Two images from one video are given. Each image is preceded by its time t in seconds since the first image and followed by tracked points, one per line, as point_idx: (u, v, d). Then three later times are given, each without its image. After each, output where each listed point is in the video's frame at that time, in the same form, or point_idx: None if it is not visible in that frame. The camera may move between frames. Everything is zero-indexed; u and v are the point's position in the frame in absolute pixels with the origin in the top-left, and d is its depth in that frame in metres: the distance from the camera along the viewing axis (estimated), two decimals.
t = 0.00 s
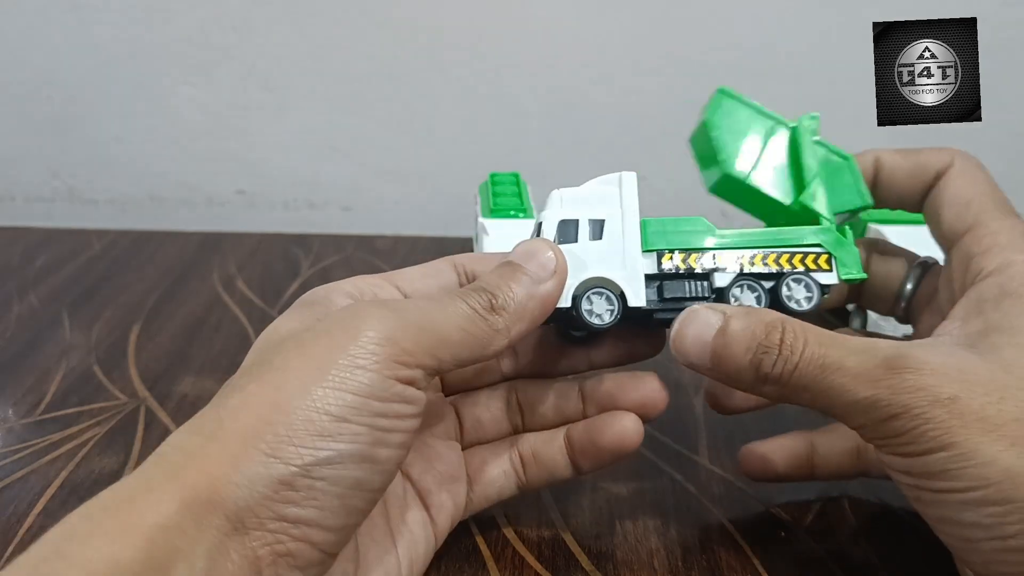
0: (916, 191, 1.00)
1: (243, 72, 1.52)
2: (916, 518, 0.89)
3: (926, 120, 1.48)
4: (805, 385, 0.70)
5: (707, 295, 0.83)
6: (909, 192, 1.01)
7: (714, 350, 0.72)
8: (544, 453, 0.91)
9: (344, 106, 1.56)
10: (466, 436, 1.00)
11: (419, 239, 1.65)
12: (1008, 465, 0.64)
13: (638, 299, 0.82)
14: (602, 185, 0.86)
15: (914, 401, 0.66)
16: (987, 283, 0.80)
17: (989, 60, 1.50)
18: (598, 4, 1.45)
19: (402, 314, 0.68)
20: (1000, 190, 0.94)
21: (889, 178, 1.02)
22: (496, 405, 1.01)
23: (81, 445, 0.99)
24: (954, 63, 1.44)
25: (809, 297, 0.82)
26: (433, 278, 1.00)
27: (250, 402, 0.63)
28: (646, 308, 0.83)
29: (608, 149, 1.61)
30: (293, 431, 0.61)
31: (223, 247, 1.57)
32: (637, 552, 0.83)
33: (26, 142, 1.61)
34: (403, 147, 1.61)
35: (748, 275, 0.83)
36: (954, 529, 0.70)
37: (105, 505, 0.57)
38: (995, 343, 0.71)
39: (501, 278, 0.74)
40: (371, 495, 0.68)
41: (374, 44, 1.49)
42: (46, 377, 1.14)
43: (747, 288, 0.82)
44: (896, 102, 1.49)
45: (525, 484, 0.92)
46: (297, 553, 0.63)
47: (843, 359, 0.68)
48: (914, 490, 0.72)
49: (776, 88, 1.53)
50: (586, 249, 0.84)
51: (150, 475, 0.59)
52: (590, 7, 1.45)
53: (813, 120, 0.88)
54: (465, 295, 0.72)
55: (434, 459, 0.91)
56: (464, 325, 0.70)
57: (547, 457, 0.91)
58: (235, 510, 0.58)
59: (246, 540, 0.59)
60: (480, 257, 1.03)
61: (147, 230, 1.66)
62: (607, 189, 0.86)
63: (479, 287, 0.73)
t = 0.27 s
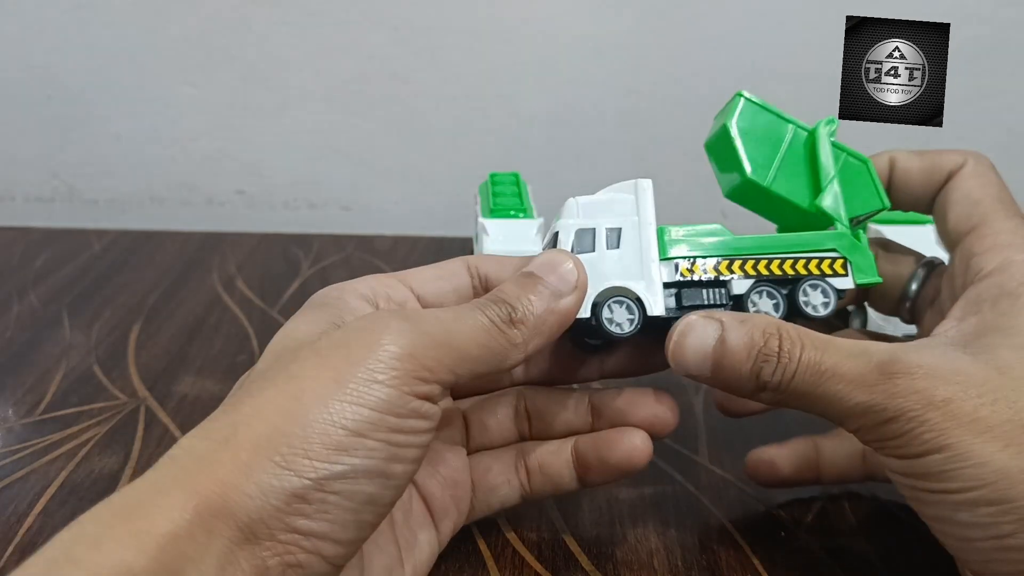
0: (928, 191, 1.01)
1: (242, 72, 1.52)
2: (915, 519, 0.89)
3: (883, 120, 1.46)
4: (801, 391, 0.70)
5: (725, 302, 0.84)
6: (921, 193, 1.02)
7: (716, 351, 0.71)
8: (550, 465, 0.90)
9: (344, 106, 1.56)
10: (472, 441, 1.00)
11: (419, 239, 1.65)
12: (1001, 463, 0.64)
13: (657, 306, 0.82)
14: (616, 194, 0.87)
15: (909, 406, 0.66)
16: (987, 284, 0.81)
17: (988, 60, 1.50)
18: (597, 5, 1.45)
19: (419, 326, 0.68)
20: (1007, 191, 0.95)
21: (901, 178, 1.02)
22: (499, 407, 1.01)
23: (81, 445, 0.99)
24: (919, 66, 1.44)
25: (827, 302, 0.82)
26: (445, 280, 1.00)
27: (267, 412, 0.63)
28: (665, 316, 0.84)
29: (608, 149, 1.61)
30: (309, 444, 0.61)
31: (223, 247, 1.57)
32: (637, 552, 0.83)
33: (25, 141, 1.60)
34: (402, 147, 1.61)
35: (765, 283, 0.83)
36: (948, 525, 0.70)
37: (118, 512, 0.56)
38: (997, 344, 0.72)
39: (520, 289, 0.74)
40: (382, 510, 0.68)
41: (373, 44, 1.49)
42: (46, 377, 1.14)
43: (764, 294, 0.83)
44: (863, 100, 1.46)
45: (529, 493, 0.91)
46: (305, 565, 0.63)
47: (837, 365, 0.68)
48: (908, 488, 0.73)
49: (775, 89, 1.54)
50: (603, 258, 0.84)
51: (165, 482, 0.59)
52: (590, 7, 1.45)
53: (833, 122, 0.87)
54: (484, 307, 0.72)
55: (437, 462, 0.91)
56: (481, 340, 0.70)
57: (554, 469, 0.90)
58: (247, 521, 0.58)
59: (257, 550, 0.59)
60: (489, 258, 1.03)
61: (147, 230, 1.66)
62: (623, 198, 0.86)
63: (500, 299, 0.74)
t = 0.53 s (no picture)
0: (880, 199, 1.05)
1: (242, 72, 1.52)
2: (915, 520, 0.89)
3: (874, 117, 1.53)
4: (800, 390, 0.70)
5: (724, 303, 0.84)
6: (873, 201, 1.06)
7: (717, 352, 0.71)
8: (550, 465, 0.91)
9: (344, 107, 1.56)
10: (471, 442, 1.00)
11: (418, 239, 1.66)
12: (1003, 467, 0.64)
13: (657, 307, 0.83)
14: (616, 193, 0.87)
15: (907, 406, 0.66)
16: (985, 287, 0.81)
17: (989, 60, 1.50)
18: (597, 6, 1.45)
19: (419, 325, 0.69)
20: (975, 193, 0.98)
21: (851, 188, 1.06)
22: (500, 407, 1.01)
23: (81, 445, 0.99)
24: (916, 66, 1.48)
25: (828, 305, 0.82)
26: (446, 279, 1.01)
27: (267, 412, 0.63)
28: (665, 316, 0.84)
29: (608, 149, 1.61)
30: (309, 443, 0.61)
31: (223, 247, 1.57)
32: (637, 552, 0.83)
33: (25, 141, 1.60)
34: (402, 147, 1.61)
35: (765, 283, 0.83)
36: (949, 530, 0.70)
37: (117, 513, 0.56)
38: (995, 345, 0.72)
39: (519, 288, 0.74)
40: (381, 509, 0.68)
41: (373, 44, 1.49)
42: (46, 377, 1.14)
43: (765, 295, 0.83)
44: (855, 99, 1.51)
45: (530, 494, 0.92)
46: (305, 565, 0.63)
47: (837, 363, 0.68)
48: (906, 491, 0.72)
49: (774, 89, 1.54)
50: (603, 258, 0.85)
51: (165, 482, 0.59)
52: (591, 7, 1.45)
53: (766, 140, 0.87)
54: (483, 306, 0.73)
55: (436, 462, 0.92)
56: (481, 340, 0.70)
57: (553, 469, 0.90)
58: (248, 521, 0.58)
59: (257, 550, 0.59)
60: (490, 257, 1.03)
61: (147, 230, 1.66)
62: (622, 197, 0.86)
63: (499, 297, 0.74)
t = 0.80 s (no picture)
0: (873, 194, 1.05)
1: (242, 72, 1.52)
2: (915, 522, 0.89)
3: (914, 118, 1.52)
4: (798, 393, 0.69)
5: (718, 306, 0.84)
6: (866, 197, 1.06)
7: (714, 361, 0.72)
8: (549, 464, 0.92)
9: (344, 107, 1.56)
10: (470, 441, 1.00)
11: (418, 239, 1.66)
12: (998, 474, 0.64)
13: (652, 308, 0.83)
14: (612, 195, 0.86)
15: (906, 408, 0.66)
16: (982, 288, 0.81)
17: (989, 60, 1.50)
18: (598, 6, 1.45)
19: (417, 325, 0.68)
20: (969, 192, 0.97)
21: (846, 184, 1.05)
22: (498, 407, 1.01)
23: (81, 445, 0.99)
24: (943, 63, 1.45)
25: (822, 312, 0.83)
26: (444, 279, 1.01)
27: (267, 412, 0.63)
28: (658, 317, 0.84)
29: (608, 149, 1.61)
30: (308, 443, 0.61)
31: (223, 247, 1.57)
32: (637, 552, 0.83)
33: (26, 142, 1.61)
34: (402, 147, 1.61)
35: (760, 287, 0.83)
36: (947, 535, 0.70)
37: (118, 512, 0.57)
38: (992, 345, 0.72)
39: (515, 288, 0.75)
40: (383, 507, 0.68)
41: (373, 44, 1.49)
42: (46, 377, 1.14)
43: (759, 299, 0.83)
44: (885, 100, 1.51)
45: (529, 494, 0.92)
46: (307, 564, 0.62)
47: (831, 366, 0.68)
48: (905, 496, 0.72)
49: (774, 89, 1.54)
50: (597, 259, 0.84)
51: (166, 482, 0.59)
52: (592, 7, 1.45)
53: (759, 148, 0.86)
54: (479, 305, 0.73)
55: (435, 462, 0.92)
56: (479, 337, 0.70)
57: (552, 468, 0.91)
58: (248, 520, 0.58)
59: (258, 549, 0.59)
60: (489, 257, 1.03)
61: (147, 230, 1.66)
62: (618, 198, 0.86)
63: (495, 297, 0.74)
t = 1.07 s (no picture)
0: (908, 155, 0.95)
1: (242, 72, 1.52)
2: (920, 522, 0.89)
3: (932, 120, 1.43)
4: (808, 385, 0.70)
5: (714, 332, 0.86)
6: (900, 155, 0.96)
7: (715, 348, 0.72)
8: (548, 470, 0.90)
9: (344, 107, 1.56)
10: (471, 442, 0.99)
11: (418, 240, 1.65)
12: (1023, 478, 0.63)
13: (644, 329, 0.85)
14: (622, 209, 0.84)
15: (917, 402, 0.66)
16: (980, 286, 0.81)
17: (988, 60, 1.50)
18: (598, 6, 1.45)
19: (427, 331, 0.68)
20: (1003, 188, 0.89)
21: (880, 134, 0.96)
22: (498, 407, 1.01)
23: (81, 445, 0.99)
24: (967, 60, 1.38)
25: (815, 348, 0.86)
26: (447, 279, 1.01)
27: (277, 415, 0.63)
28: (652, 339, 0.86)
29: (608, 149, 1.61)
30: (318, 446, 0.62)
31: (223, 247, 1.57)
32: (637, 551, 0.84)
33: (26, 141, 1.61)
34: (402, 147, 1.61)
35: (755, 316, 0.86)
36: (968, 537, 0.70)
37: (124, 516, 0.57)
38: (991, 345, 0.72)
39: (518, 295, 0.73)
40: (388, 515, 0.68)
41: (373, 45, 1.49)
42: (46, 377, 1.14)
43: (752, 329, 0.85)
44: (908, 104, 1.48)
45: (527, 498, 0.91)
46: (312, 569, 0.63)
47: (846, 355, 0.68)
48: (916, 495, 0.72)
49: (773, 90, 1.54)
50: (599, 275, 0.85)
51: (174, 485, 0.59)
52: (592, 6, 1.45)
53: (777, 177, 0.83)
54: (484, 311, 0.72)
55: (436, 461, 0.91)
56: (486, 347, 0.70)
57: (551, 475, 0.90)
58: (256, 523, 0.58)
59: (265, 553, 0.59)
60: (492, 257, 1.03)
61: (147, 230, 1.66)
62: (627, 215, 0.84)
63: (499, 304, 0.73)
